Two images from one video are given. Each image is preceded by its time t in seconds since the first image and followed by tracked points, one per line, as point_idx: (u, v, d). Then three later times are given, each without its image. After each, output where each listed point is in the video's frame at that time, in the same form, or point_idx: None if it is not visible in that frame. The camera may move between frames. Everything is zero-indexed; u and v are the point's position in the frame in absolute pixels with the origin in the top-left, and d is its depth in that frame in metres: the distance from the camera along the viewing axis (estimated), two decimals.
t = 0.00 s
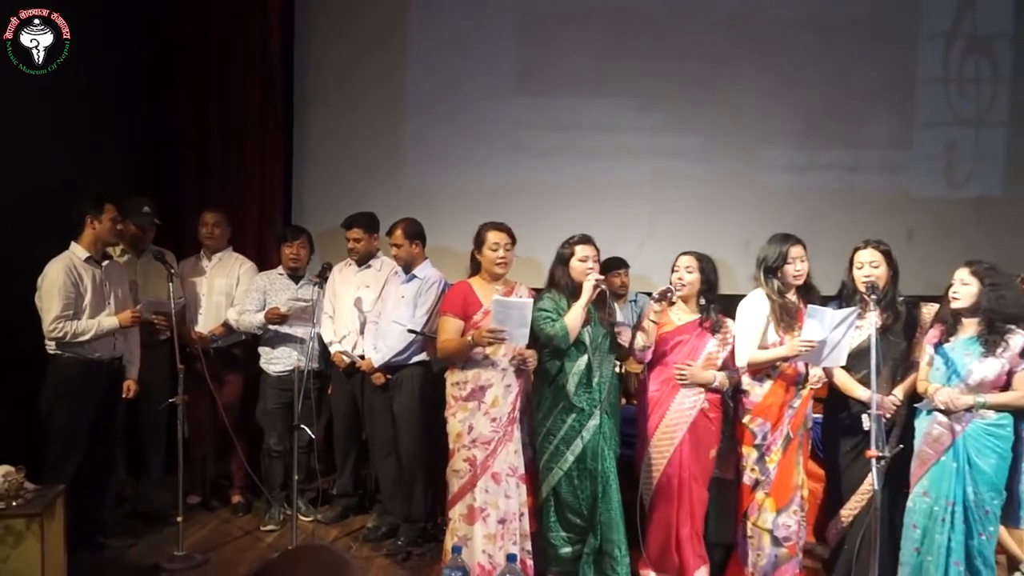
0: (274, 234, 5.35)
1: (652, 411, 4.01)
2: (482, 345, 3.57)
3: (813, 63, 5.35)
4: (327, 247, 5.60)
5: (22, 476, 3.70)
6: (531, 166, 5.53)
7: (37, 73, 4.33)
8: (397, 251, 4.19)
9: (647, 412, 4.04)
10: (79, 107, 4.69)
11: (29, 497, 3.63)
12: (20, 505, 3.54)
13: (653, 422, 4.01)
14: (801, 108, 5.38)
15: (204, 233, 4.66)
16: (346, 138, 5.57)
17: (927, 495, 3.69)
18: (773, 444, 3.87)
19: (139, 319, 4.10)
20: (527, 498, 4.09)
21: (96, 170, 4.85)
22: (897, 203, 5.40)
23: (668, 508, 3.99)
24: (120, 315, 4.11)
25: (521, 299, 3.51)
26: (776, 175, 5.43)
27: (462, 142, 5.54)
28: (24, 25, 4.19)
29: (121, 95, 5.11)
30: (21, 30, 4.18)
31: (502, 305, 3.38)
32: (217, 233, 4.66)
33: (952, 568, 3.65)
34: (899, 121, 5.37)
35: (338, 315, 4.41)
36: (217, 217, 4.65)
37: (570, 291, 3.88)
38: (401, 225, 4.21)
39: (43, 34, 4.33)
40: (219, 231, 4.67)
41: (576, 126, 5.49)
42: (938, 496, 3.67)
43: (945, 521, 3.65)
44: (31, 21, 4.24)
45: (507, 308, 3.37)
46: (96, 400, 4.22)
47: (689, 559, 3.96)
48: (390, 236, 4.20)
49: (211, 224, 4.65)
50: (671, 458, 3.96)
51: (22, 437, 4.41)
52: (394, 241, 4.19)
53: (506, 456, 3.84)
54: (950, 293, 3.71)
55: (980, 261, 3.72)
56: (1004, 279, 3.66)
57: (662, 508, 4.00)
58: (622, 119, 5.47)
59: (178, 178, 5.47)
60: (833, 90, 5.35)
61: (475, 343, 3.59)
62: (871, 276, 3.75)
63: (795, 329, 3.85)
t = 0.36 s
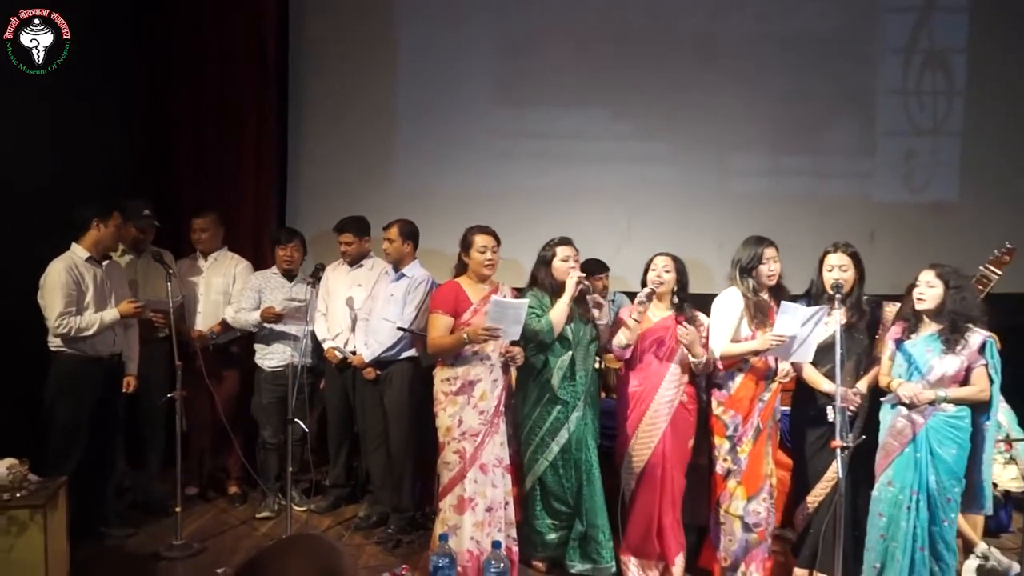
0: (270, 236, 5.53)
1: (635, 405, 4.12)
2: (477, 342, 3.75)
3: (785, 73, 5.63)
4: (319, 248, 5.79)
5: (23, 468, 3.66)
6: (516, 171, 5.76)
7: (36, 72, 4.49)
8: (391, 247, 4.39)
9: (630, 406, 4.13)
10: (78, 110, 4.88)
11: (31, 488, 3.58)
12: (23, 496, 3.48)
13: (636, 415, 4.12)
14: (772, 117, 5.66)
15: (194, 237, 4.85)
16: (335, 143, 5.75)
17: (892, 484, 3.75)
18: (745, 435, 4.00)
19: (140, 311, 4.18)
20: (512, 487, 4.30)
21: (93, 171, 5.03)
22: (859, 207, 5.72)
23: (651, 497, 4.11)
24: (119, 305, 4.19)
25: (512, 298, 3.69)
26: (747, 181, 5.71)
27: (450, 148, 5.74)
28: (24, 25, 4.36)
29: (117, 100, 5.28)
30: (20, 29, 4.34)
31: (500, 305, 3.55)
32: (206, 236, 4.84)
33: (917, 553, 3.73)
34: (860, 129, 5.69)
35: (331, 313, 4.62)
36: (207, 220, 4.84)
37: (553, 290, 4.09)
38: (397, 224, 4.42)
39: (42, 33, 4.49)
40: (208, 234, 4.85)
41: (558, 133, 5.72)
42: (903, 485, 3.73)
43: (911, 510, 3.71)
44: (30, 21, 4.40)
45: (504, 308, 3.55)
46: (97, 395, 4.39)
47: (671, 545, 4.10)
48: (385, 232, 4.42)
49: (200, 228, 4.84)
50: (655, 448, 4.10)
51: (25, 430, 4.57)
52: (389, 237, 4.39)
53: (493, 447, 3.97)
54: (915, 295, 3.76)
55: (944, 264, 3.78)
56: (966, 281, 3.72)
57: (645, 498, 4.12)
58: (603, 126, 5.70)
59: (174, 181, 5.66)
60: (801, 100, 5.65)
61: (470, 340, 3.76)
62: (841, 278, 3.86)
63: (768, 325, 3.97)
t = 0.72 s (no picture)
0: (255, 233, 5.55)
1: (621, 405, 4.12)
2: (469, 341, 3.72)
3: (770, 74, 5.66)
4: (304, 249, 5.78)
5: (8, 469, 3.61)
6: (501, 172, 5.77)
7: (38, 71, 4.59)
8: (376, 246, 4.35)
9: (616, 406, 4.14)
10: (63, 111, 4.85)
11: (14, 488, 3.53)
12: (5, 497, 3.45)
13: (622, 415, 4.11)
14: (757, 118, 5.70)
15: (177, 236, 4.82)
16: (320, 142, 5.74)
17: (875, 482, 3.79)
18: (729, 434, 4.01)
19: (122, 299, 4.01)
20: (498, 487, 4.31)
21: (78, 172, 5.00)
22: (842, 207, 5.77)
23: (638, 496, 4.11)
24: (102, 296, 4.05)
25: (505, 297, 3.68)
26: (733, 181, 5.74)
27: (436, 149, 5.74)
28: (26, 25, 4.45)
29: (100, 100, 5.25)
30: (23, 30, 4.43)
31: (495, 304, 3.54)
32: (189, 235, 4.81)
33: (900, 549, 3.77)
34: (844, 130, 5.74)
35: (317, 313, 4.63)
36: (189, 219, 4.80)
37: (538, 291, 4.11)
38: (383, 224, 4.38)
39: (45, 33, 4.59)
40: (190, 233, 4.81)
41: (544, 134, 5.74)
42: (886, 483, 3.76)
43: (893, 506, 3.75)
44: (32, 21, 4.49)
45: (500, 306, 3.54)
46: (80, 395, 4.37)
47: (658, 544, 4.10)
48: (370, 232, 4.38)
49: (183, 226, 4.80)
50: (643, 447, 4.09)
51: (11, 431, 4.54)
52: (375, 237, 4.35)
53: (479, 446, 3.96)
54: (897, 295, 3.78)
55: (925, 264, 3.80)
56: (947, 282, 3.74)
57: (631, 498, 4.12)
58: (589, 127, 5.72)
59: (159, 180, 5.62)
60: (786, 101, 5.68)
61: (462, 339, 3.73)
62: (828, 280, 3.88)
63: (752, 324, 3.96)
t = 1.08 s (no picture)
0: (252, 234, 5.56)
1: (619, 406, 4.11)
2: (464, 342, 3.73)
3: (768, 75, 5.67)
4: (301, 249, 5.78)
5: (5, 469, 3.60)
6: (498, 172, 5.77)
7: (37, 72, 4.59)
8: (372, 245, 4.35)
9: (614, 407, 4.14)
10: (61, 112, 4.84)
11: (12, 488, 3.53)
12: (2, 497, 3.45)
13: (621, 416, 4.11)
14: (755, 119, 5.70)
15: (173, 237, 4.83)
16: (318, 142, 5.74)
17: (871, 481, 3.79)
18: (727, 434, 4.01)
19: (117, 293, 3.98)
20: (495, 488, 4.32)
21: (75, 173, 5.00)
22: (838, 208, 5.77)
23: (637, 497, 4.11)
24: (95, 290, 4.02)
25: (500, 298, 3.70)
26: (730, 181, 5.75)
27: (433, 149, 5.75)
28: (25, 25, 4.44)
29: (96, 101, 5.23)
30: (22, 30, 4.42)
31: (491, 305, 3.56)
32: (185, 234, 4.82)
33: (895, 549, 3.76)
34: (841, 130, 5.74)
35: (315, 313, 4.63)
36: (184, 219, 4.81)
37: (536, 291, 4.10)
38: (381, 223, 4.38)
39: (44, 33, 4.58)
40: (186, 233, 4.83)
41: (541, 134, 5.74)
42: (881, 482, 3.77)
43: (888, 505, 3.75)
44: (31, 21, 4.49)
45: (495, 307, 3.56)
46: (77, 395, 4.37)
47: (656, 544, 4.10)
48: (367, 231, 4.37)
49: (179, 226, 4.82)
50: (640, 448, 4.09)
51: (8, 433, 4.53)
52: (370, 236, 4.35)
53: (476, 447, 3.96)
54: (894, 293, 3.79)
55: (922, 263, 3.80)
56: (943, 281, 3.75)
57: (630, 498, 4.12)
58: (586, 127, 5.72)
59: (155, 182, 5.62)
60: (784, 102, 5.68)
61: (457, 340, 3.73)
62: (823, 279, 3.89)
63: (747, 324, 3.97)
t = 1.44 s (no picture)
0: (252, 234, 5.57)
1: (621, 406, 4.11)
2: (463, 342, 3.72)
3: (768, 75, 5.66)
4: (302, 249, 5.78)
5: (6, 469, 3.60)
6: (499, 172, 5.77)
7: (37, 71, 4.59)
8: (373, 244, 4.35)
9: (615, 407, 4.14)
10: (60, 113, 4.83)
11: (12, 488, 3.53)
12: (3, 497, 3.45)
13: (623, 415, 4.11)
14: (755, 119, 5.70)
15: (177, 236, 4.82)
16: (318, 142, 5.74)
17: (872, 481, 3.79)
18: (727, 434, 4.00)
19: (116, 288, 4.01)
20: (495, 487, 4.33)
21: (75, 174, 5.00)
22: (839, 207, 5.77)
23: (640, 497, 4.10)
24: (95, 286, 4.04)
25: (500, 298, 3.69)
26: (731, 181, 5.75)
27: (433, 148, 5.75)
28: (25, 25, 4.44)
29: (96, 103, 5.22)
30: (22, 30, 4.43)
31: (490, 305, 3.56)
32: (189, 234, 4.83)
33: (896, 549, 3.76)
34: (842, 130, 5.74)
35: (316, 314, 4.63)
36: (187, 219, 4.81)
37: (538, 291, 4.10)
38: (382, 222, 4.38)
39: (44, 33, 4.59)
40: (190, 233, 4.83)
41: (542, 134, 5.74)
42: (882, 482, 3.76)
43: (889, 506, 3.74)
44: (31, 21, 4.49)
45: (495, 307, 3.56)
46: (78, 395, 4.37)
47: (658, 543, 4.09)
48: (368, 231, 4.37)
49: (181, 226, 4.81)
50: (643, 450, 4.08)
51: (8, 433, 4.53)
52: (372, 235, 4.35)
53: (476, 446, 3.95)
54: (896, 293, 3.78)
55: (923, 263, 3.80)
56: (945, 281, 3.75)
57: (632, 498, 4.11)
58: (586, 127, 5.72)
59: (155, 183, 5.61)
60: (784, 102, 5.68)
61: (456, 340, 3.73)
62: (821, 277, 3.88)
63: (746, 324, 3.97)
